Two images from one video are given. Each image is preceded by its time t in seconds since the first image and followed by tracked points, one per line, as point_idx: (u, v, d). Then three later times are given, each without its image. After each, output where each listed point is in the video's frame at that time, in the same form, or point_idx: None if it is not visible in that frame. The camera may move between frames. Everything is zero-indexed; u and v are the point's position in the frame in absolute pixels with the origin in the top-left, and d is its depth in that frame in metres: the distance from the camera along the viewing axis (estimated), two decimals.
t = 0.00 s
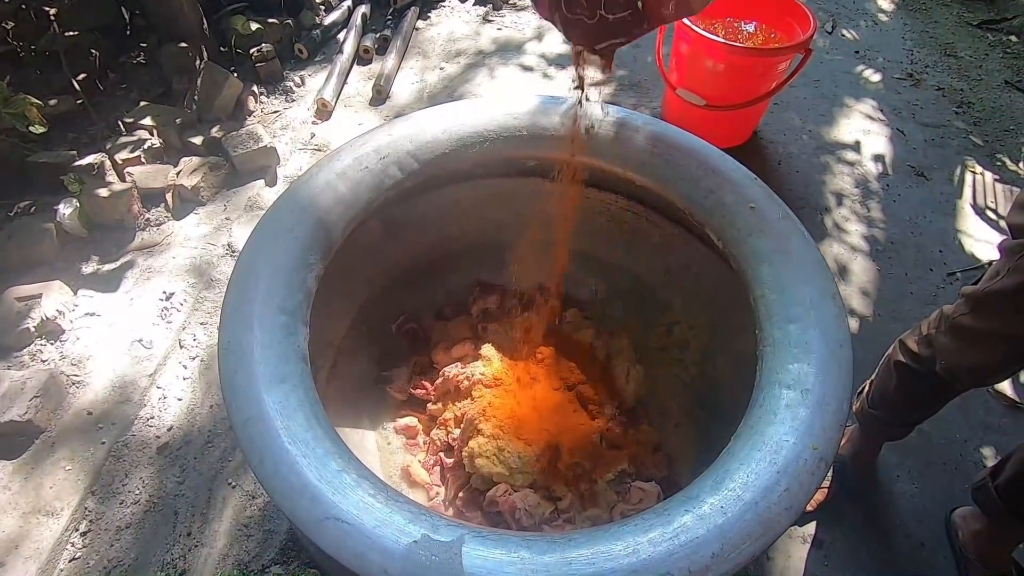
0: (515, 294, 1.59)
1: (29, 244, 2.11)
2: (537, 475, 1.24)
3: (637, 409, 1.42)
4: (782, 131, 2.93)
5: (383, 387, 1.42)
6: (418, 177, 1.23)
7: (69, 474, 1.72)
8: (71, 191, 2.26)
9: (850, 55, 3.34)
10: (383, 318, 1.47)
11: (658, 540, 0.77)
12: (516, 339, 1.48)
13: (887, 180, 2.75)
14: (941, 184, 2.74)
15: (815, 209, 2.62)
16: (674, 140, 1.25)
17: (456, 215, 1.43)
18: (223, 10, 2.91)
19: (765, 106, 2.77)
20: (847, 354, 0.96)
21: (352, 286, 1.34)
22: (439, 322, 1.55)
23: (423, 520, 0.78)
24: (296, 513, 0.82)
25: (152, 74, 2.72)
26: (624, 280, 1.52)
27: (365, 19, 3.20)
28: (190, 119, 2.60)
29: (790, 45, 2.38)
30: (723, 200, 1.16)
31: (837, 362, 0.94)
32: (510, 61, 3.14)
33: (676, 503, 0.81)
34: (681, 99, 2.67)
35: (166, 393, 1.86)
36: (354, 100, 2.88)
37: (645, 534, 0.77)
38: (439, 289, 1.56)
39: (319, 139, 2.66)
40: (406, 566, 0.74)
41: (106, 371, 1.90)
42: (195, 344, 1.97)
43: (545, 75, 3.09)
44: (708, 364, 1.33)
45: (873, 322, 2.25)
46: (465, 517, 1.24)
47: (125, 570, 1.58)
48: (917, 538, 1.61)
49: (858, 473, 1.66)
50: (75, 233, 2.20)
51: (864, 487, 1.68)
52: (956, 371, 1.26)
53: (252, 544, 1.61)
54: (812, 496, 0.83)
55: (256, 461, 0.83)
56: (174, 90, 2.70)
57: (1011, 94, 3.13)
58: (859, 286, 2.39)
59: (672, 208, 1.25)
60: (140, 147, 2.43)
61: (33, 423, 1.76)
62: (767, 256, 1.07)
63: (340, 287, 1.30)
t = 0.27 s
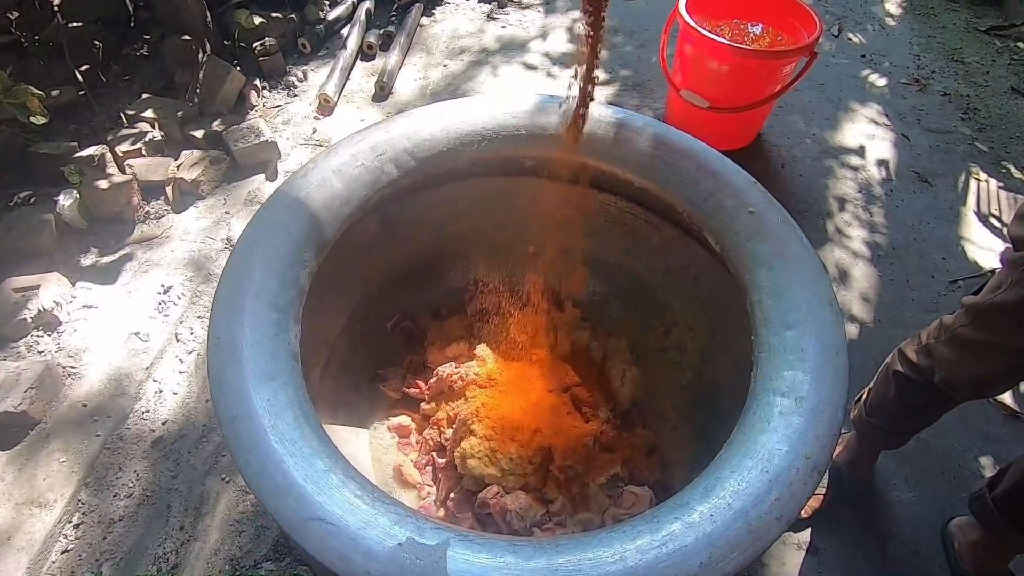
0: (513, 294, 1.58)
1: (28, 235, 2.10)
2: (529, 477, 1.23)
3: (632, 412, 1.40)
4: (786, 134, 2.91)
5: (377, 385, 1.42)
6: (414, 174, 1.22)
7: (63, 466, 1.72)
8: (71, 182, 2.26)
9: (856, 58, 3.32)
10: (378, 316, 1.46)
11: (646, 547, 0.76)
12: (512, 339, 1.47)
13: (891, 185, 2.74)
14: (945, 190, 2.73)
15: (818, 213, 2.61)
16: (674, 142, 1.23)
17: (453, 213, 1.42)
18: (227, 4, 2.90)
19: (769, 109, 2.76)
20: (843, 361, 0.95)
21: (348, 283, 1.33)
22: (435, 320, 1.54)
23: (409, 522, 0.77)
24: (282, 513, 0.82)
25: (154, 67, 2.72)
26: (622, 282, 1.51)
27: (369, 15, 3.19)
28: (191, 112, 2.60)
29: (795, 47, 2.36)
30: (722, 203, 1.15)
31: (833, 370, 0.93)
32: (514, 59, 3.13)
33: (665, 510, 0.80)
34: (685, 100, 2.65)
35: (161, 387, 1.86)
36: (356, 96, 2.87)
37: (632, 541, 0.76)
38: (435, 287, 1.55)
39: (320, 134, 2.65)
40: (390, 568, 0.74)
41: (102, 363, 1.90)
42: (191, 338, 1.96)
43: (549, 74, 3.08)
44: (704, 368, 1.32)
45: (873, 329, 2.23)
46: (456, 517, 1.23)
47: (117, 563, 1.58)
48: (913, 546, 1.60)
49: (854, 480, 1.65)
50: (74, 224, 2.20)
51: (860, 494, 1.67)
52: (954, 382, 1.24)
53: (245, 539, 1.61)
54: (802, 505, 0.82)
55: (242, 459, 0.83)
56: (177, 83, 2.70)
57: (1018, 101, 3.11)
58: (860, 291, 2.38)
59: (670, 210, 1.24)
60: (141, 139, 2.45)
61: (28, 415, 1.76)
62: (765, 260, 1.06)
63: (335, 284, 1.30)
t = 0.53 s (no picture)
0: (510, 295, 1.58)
1: (39, 221, 2.14)
2: (518, 478, 1.24)
3: (624, 418, 1.40)
4: (796, 142, 2.88)
5: (372, 382, 1.42)
6: (413, 174, 1.23)
7: (64, 450, 1.74)
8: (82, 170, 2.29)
9: (871, 67, 3.28)
10: (375, 313, 1.47)
11: (623, 555, 0.76)
12: (507, 340, 1.47)
13: (901, 196, 2.70)
14: (957, 202, 2.69)
15: (825, 223, 2.58)
16: (674, 148, 1.23)
17: (452, 212, 1.42)
18: None
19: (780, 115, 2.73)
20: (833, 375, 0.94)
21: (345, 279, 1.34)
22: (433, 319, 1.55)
23: (388, 521, 0.78)
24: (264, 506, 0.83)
25: (168, 58, 2.75)
26: (621, 286, 1.51)
27: (382, 12, 3.20)
28: (203, 104, 2.62)
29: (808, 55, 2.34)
30: (720, 211, 1.14)
31: (823, 383, 0.93)
32: (525, 59, 3.13)
33: (645, 519, 0.80)
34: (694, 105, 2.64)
35: (163, 375, 1.89)
36: (366, 92, 2.88)
37: (610, 548, 0.76)
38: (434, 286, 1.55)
39: (330, 129, 2.67)
40: (367, 566, 0.74)
41: (106, 350, 1.93)
42: (194, 328, 1.99)
43: (559, 75, 3.08)
44: (699, 376, 1.31)
45: (876, 341, 2.21)
46: (444, 516, 1.24)
47: (114, 548, 1.60)
48: (907, 562, 1.59)
49: (850, 494, 1.63)
50: (83, 211, 2.24)
51: (855, 508, 1.66)
52: (952, 398, 1.23)
53: (239, 529, 1.63)
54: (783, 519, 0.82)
55: (227, 452, 0.84)
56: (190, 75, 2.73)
57: None
58: (865, 303, 2.36)
59: (668, 216, 1.24)
60: (152, 130, 2.46)
61: (32, 399, 1.79)
62: (760, 269, 1.05)
63: (332, 280, 1.31)
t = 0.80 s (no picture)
0: (507, 295, 1.59)
1: (58, 200, 2.20)
2: (499, 478, 1.25)
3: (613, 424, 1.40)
4: (813, 156, 2.85)
5: (364, 374, 1.44)
6: (413, 170, 1.24)
7: (68, 423, 1.79)
8: (103, 152, 2.35)
9: (895, 84, 3.22)
10: (372, 306, 1.49)
11: (585, 559, 0.76)
12: (500, 340, 1.48)
13: (918, 217, 2.65)
14: (976, 226, 2.63)
15: (837, 240, 2.55)
16: (673, 157, 1.22)
17: (453, 210, 1.44)
18: None
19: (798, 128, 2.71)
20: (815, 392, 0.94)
21: (343, 271, 1.36)
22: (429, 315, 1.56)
23: (355, 510, 0.79)
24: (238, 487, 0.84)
25: (194, 47, 2.81)
26: (617, 293, 1.51)
27: (405, 9, 3.23)
28: (223, 93, 2.67)
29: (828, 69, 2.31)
30: (714, 222, 1.14)
31: (803, 400, 0.92)
32: (543, 62, 3.13)
33: (612, 525, 0.80)
34: (710, 115, 2.63)
35: (168, 356, 1.93)
36: (384, 89, 2.92)
37: (573, 551, 0.77)
38: (432, 282, 1.57)
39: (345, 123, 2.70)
40: (330, 552, 0.76)
41: (114, 329, 1.98)
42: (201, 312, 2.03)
43: (577, 79, 3.08)
44: (690, 388, 1.31)
45: (881, 363, 2.19)
46: (426, 511, 1.25)
47: (110, 522, 1.65)
48: None
49: (842, 515, 1.61)
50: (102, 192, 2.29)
51: (847, 530, 1.64)
52: (948, 420, 1.20)
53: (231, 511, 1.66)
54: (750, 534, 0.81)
55: (206, 433, 0.86)
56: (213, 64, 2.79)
57: None
58: (873, 323, 2.33)
59: (664, 224, 1.24)
60: (173, 116, 2.53)
61: (41, 371, 1.84)
62: (750, 282, 1.04)
63: (329, 272, 1.33)
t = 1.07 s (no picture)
0: (510, 293, 1.60)
1: (84, 180, 2.27)
2: (489, 472, 1.25)
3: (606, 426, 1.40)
4: (833, 170, 2.81)
5: (364, 362, 1.46)
6: (419, 164, 1.26)
7: (80, 395, 1.85)
8: (128, 136, 2.41)
9: (923, 100, 3.16)
10: (376, 296, 1.51)
11: (558, 553, 0.77)
12: (500, 336, 1.49)
13: (937, 236, 2.60)
14: (997, 248, 2.57)
15: (852, 255, 2.51)
16: (678, 161, 1.22)
17: (458, 206, 1.45)
18: None
19: (818, 140, 2.67)
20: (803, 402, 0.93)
21: (347, 260, 1.39)
22: (431, 309, 1.58)
23: (336, 490, 0.81)
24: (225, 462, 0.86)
25: (223, 37, 2.88)
26: (619, 296, 1.51)
27: (430, 8, 3.27)
28: (248, 83, 2.73)
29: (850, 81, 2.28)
30: (715, 228, 1.13)
31: (791, 410, 0.92)
32: (564, 64, 3.14)
33: (588, 522, 0.81)
34: (728, 123, 2.61)
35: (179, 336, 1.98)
36: (405, 85, 2.95)
37: (546, 544, 0.77)
38: (436, 276, 1.59)
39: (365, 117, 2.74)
40: (308, 529, 0.77)
41: (130, 307, 2.03)
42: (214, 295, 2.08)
43: (597, 83, 3.08)
44: (686, 394, 1.30)
45: (890, 382, 2.15)
46: (415, 500, 1.26)
47: (113, 494, 1.69)
48: None
49: (838, 533, 1.59)
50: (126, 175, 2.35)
51: (843, 548, 1.61)
52: (946, 443, 1.18)
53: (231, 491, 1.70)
54: (727, 539, 0.81)
55: (197, 407, 0.88)
56: (240, 54, 2.85)
57: None
58: (884, 342, 2.29)
59: (665, 228, 1.24)
60: (198, 103, 2.60)
61: (57, 344, 1.90)
62: (746, 289, 1.04)
63: (334, 261, 1.35)
